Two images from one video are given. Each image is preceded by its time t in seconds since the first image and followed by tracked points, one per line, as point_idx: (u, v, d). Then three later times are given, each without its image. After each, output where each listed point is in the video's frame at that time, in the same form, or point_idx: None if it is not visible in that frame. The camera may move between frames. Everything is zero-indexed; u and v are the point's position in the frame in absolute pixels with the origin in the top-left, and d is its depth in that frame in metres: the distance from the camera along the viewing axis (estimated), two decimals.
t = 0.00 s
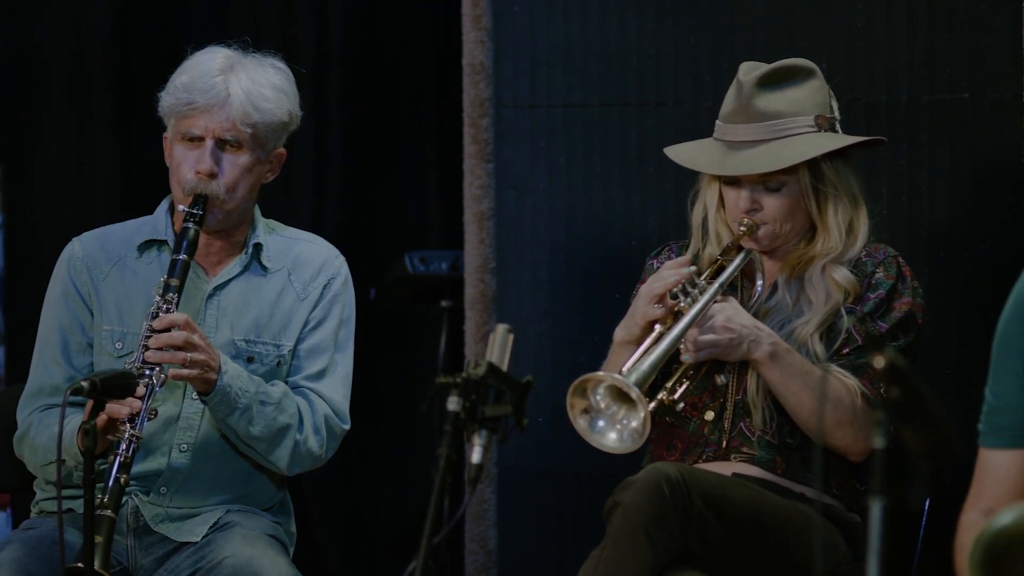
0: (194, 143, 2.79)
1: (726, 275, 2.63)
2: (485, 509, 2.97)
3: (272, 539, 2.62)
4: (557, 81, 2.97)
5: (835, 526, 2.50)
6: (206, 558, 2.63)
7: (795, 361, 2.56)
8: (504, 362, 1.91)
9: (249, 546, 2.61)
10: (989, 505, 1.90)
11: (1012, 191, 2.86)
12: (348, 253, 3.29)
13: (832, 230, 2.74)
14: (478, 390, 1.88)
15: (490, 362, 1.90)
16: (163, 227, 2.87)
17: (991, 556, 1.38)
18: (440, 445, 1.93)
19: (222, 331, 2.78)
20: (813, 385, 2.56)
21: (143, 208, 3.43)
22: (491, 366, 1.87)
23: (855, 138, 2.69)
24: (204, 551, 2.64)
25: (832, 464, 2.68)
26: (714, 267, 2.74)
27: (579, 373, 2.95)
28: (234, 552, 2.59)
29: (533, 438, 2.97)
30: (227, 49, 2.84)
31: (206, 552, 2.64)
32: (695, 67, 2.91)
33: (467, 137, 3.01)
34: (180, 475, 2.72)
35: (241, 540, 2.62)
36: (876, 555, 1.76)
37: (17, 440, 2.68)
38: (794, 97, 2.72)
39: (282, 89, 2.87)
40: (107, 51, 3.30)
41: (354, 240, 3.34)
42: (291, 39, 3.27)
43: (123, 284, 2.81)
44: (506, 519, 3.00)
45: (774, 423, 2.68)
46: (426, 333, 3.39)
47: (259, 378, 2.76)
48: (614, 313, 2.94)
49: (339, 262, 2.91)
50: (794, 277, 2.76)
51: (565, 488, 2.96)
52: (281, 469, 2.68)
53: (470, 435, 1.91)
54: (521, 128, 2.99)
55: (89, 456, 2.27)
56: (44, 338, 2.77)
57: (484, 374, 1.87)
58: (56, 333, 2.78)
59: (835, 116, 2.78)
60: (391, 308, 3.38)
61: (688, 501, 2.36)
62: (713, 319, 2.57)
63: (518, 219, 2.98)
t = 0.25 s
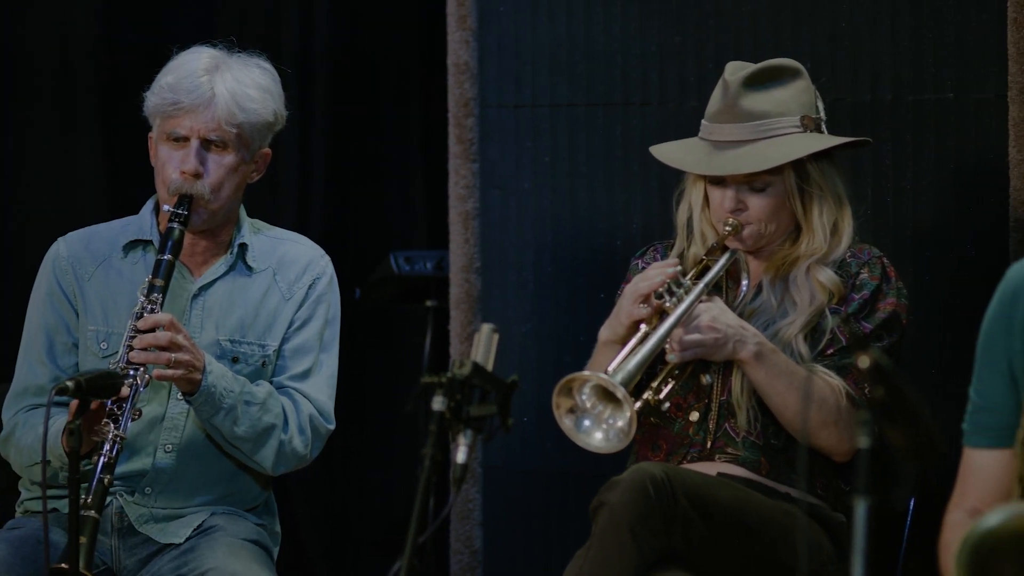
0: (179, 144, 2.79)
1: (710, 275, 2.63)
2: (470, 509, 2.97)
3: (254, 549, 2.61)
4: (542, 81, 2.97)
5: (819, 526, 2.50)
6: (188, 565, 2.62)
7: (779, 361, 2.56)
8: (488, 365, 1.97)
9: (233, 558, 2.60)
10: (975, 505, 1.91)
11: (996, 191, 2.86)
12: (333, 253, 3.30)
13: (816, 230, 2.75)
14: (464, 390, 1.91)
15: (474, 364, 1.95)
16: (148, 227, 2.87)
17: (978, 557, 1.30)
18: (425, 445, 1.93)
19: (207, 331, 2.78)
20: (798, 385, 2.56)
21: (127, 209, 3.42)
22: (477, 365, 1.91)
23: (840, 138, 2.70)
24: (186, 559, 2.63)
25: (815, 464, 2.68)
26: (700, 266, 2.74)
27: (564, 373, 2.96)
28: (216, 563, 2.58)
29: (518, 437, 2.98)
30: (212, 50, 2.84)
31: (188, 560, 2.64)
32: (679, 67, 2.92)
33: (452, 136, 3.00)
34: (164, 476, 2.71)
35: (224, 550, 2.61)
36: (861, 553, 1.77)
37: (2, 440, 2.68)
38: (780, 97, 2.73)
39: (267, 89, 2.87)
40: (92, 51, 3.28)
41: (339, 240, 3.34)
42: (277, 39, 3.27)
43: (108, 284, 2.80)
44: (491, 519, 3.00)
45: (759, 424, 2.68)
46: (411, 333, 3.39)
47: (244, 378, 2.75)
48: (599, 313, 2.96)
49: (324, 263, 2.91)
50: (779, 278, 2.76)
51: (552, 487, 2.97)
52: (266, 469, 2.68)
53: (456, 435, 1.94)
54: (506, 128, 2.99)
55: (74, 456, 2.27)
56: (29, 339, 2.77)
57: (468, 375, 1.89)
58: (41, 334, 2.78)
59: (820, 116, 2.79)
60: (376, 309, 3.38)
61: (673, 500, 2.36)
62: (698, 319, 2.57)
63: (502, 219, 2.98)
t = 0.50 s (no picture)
0: (165, 144, 2.79)
1: (698, 273, 2.64)
2: (457, 509, 2.97)
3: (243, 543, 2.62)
4: (529, 81, 2.98)
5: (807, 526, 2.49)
6: (176, 561, 2.62)
7: (767, 360, 2.55)
8: (475, 365, 2.00)
9: (222, 550, 2.61)
10: (962, 505, 1.86)
11: (983, 191, 2.87)
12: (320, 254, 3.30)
13: (803, 230, 2.75)
14: (452, 389, 1.92)
15: (462, 364, 1.97)
16: (135, 228, 2.86)
17: (965, 555, 1.44)
18: (411, 445, 1.93)
19: (194, 331, 2.78)
20: (785, 384, 2.55)
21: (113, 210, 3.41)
22: (465, 365, 1.93)
23: (828, 138, 2.71)
24: (174, 556, 2.63)
25: (802, 465, 2.67)
26: (687, 265, 2.74)
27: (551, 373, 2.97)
28: (206, 555, 2.59)
29: (505, 437, 2.98)
30: (199, 51, 2.84)
31: (175, 557, 2.63)
32: (665, 67, 2.93)
33: (439, 136, 2.98)
34: (151, 476, 2.71)
35: (213, 543, 2.61)
36: (848, 553, 1.75)
37: None
38: (769, 97, 2.74)
39: (253, 90, 2.87)
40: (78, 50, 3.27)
41: (326, 241, 3.34)
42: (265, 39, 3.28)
43: (95, 285, 2.80)
44: (477, 519, 3.00)
45: (745, 424, 2.68)
46: (397, 334, 3.39)
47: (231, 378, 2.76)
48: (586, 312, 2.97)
49: (311, 263, 2.91)
50: (766, 279, 2.76)
51: (539, 488, 2.99)
52: (252, 470, 2.68)
53: (443, 435, 1.95)
54: (493, 128, 2.99)
55: (60, 457, 2.27)
56: (15, 339, 2.76)
57: (454, 375, 1.92)
58: (27, 334, 2.78)
59: (808, 116, 2.79)
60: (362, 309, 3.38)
61: (660, 500, 2.35)
62: (686, 316, 2.59)
63: (489, 219, 2.99)
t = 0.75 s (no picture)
0: (150, 145, 2.79)
1: (682, 273, 2.64)
2: (441, 510, 2.99)
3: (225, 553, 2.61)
4: (513, 81, 2.98)
5: (790, 528, 2.48)
6: (158, 567, 2.61)
7: (751, 360, 2.55)
8: (458, 365, 2.03)
9: (204, 562, 2.60)
10: (947, 505, 1.83)
11: (968, 191, 2.86)
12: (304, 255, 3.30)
13: (788, 230, 2.75)
14: (435, 390, 1.96)
15: (445, 365, 2.00)
16: (119, 228, 2.85)
17: (951, 556, 1.43)
18: (394, 446, 1.97)
19: (177, 333, 2.77)
20: (769, 383, 2.55)
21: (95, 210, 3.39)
22: (448, 366, 1.96)
23: (814, 139, 2.70)
24: (156, 560, 2.62)
25: (787, 466, 2.65)
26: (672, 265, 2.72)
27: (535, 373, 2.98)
28: (189, 567, 2.58)
29: (489, 437, 2.99)
30: (184, 50, 2.84)
31: (158, 561, 2.63)
32: (650, 68, 2.94)
33: (423, 136, 2.99)
34: (135, 477, 2.70)
35: (195, 553, 2.61)
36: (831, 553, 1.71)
37: None
38: (755, 97, 2.73)
39: (238, 90, 2.87)
40: (62, 49, 3.25)
41: (310, 241, 3.34)
42: (250, 39, 3.28)
43: (79, 285, 2.80)
44: (461, 519, 3.01)
45: (729, 424, 2.67)
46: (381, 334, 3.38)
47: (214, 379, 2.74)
48: (569, 311, 2.98)
49: (295, 264, 2.89)
50: (751, 279, 2.76)
51: (521, 489, 2.99)
52: (235, 471, 2.67)
53: (427, 435, 1.99)
54: (477, 128, 2.99)
55: (43, 457, 2.27)
56: None
57: (437, 375, 1.95)
58: (10, 334, 2.77)
59: (794, 117, 2.79)
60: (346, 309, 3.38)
61: (644, 501, 2.34)
62: (670, 316, 2.57)
63: (473, 219, 2.99)
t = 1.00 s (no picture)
0: (137, 144, 2.78)
1: (668, 269, 2.63)
2: (426, 509, 3.03)
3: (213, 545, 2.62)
4: (499, 82, 3.01)
5: (776, 528, 2.48)
6: (146, 563, 2.61)
7: (736, 356, 2.54)
8: (444, 366, 2.02)
9: (192, 553, 2.60)
10: (932, 505, 1.76)
11: (955, 191, 2.84)
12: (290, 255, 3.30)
13: (774, 230, 2.75)
14: (421, 389, 1.95)
15: (432, 365, 2.00)
16: (106, 228, 2.84)
17: (935, 556, 1.43)
18: (380, 446, 1.96)
19: (164, 333, 2.76)
20: (754, 381, 2.54)
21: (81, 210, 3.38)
22: (433, 366, 1.96)
23: (801, 138, 2.70)
24: (144, 557, 2.62)
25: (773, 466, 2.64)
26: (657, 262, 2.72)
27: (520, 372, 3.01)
28: (178, 558, 2.58)
29: (474, 437, 3.03)
30: (172, 50, 2.83)
31: (146, 559, 2.62)
32: (635, 69, 2.95)
33: (409, 137, 3.04)
34: (121, 477, 2.69)
35: (183, 545, 2.61)
36: (817, 553, 1.72)
37: None
38: (742, 96, 2.73)
39: (226, 90, 2.86)
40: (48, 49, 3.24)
41: (297, 242, 3.35)
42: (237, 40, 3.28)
43: (65, 285, 2.78)
44: (447, 521, 3.06)
45: (714, 424, 2.65)
46: (367, 334, 3.40)
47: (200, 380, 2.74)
48: (555, 311, 3.01)
49: (282, 264, 2.89)
50: (737, 278, 2.75)
51: (505, 488, 3.03)
52: (222, 472, 2.67)
53: (412, 435, 1.99)
54: (462, 128, 3.03)
55: (29, 457, 2.26)
56: None
57: (424, 375, 1.95)
58: None
59: (781, 117, 2.79)
60: (332, 310, 3.39)
61: (630, 501, 2.33)
62: (656, 311, 2.55)
63: (459, 219, 3.03)
